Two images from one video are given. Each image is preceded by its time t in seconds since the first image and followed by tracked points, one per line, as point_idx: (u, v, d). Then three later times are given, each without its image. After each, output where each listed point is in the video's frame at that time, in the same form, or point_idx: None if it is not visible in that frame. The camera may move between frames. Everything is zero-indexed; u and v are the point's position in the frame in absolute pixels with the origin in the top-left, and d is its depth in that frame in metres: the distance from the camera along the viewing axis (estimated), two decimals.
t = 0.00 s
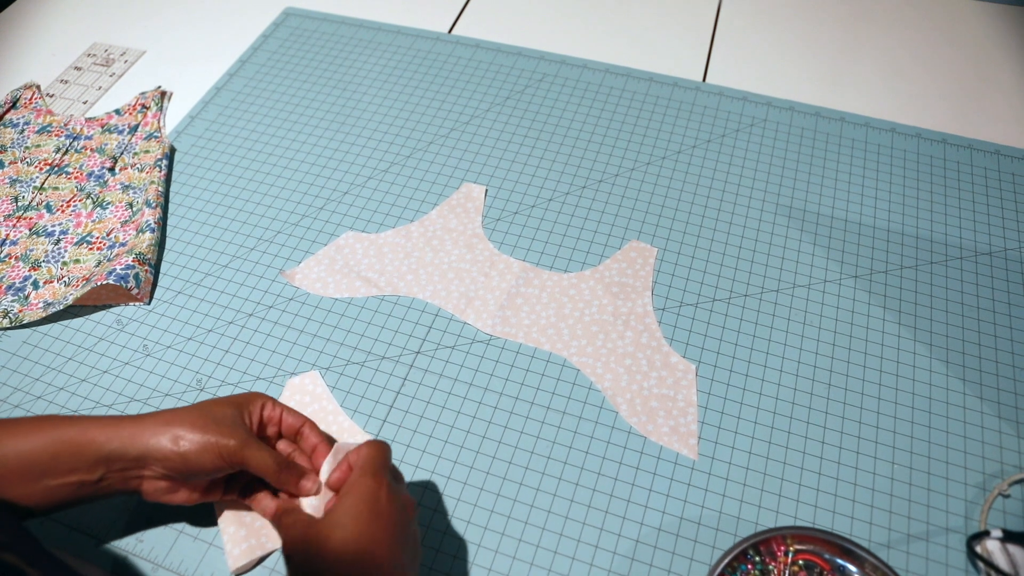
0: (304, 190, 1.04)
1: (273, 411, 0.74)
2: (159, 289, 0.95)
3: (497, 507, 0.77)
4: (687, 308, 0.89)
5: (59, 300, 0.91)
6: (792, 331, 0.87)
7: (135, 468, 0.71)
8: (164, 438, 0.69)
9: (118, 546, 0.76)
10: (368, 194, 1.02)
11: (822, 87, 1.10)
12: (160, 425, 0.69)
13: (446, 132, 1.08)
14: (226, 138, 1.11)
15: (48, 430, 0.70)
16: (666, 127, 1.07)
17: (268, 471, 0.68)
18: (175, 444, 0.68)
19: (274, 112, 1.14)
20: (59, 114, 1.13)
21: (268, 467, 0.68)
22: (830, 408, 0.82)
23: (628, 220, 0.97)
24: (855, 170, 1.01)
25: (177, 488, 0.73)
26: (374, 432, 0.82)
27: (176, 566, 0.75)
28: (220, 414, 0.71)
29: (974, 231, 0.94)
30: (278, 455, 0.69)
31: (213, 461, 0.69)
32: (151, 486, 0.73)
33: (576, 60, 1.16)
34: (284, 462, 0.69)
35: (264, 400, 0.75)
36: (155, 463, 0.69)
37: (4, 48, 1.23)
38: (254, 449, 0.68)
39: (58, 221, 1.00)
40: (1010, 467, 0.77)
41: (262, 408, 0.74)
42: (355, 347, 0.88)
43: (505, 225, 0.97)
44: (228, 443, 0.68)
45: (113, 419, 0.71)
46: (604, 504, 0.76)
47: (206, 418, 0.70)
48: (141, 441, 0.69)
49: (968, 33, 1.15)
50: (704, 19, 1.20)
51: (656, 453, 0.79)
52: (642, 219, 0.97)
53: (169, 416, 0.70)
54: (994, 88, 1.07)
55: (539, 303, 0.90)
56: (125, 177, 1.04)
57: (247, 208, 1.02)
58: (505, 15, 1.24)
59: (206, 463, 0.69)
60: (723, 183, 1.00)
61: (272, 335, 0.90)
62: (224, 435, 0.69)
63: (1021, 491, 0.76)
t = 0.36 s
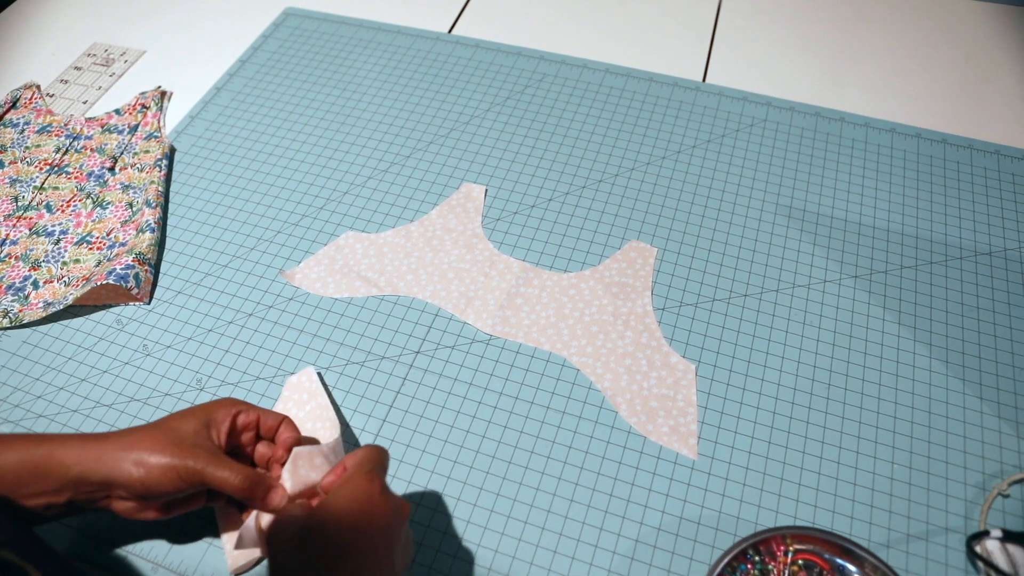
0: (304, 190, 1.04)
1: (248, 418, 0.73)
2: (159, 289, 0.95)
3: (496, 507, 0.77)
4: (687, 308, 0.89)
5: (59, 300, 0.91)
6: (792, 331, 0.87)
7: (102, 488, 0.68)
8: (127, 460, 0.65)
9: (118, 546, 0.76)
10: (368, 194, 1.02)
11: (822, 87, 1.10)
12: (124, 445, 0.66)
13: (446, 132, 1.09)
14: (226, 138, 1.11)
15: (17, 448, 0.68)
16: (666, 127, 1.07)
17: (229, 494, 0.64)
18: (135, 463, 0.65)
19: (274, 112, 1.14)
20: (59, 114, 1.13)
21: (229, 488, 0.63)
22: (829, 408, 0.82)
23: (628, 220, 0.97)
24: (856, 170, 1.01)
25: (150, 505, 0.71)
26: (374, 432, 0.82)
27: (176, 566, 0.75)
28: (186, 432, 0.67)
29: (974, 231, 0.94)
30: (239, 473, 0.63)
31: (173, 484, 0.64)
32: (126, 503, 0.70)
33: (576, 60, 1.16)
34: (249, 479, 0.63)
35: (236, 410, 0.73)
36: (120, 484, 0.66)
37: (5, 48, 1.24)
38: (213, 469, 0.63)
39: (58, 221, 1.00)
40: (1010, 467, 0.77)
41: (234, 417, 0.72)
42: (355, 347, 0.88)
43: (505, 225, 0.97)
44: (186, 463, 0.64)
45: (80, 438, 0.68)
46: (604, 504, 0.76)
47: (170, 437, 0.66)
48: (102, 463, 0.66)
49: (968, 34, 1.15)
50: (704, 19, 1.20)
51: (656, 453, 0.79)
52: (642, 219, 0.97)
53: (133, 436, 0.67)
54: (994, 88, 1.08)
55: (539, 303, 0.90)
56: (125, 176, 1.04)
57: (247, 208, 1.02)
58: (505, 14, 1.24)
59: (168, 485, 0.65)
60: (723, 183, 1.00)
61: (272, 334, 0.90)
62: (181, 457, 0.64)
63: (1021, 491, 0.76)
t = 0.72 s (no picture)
0: (304, 190, 1.04)
1: (256, 412, 0.72)
2: (160, 289, 0.95)
3: (496, 507, 0.77)
4: (687, 308, 0.89)
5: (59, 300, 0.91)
6: (792, 332, 0.87)
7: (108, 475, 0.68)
8: (135, 445, 0.65)
9: (118, 546, 0.76)
10: (368, 194, 1.02)
11: (822, 88, 1.10)
12: (132, 431, 0.66)
13: (446, 132, 1.09)
14: (226, 138, 1.11)
15: (24, 436, 0.68)
16: (666, 127, 1.07)
17: (241, 476, 0.64)
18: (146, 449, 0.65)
19: (274, 112, 1.14)
20: (59, 114, 1.13)
21: (241, 470, 0.64)
22: (830, 408, 0.82)
23: (628, 220, 0.97)
24: (856, 170, 1.01)
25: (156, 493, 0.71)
26: (374, 432, 0.82)
27: (176, 566, 0.75)
28: (195, 417, 0.68)
29: (974, 231, 0.94)
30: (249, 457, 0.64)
31: (182, 468, 0.65)
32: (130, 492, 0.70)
33: (576, 61, 1.16)
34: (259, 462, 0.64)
35: (245, 402, 0.72)
36: (128, 469, 0.66)
37: (4, 48, 1.23)
38: (223, 453, 0.64)
39: (58, 221, 1.00)
40: (1010, 467, 0.77)
41: (243, 411, 0.71)
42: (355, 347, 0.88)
43: (505, 225, 0.97)
44: (195, 448, 0.64)
45: (85, 425, 0.68)
46: (604, 504, 0.76)
47: (178, 423, 0.66)
48: (111, 448, 0.66)
49: (968, 34, 1.15)
50: (704, 19, 1.20)
51: (656, 453, 0.79)
52: (642, 219, 0.97)
53: (141, 423, 0.67)
54: (995, 88, 1.08)
55: (539, 303, 0.90)
56: (125, 177, 1.04)
57: (247, 208, 1.02)
58: (506, 14, 1.23)
59: (177, 470, 0.65)
60: (723, 183, 1.00)
61: (272, 335, 0.90)
62: (190, 441, 0.64)
63: (1021, 491, 0.76)
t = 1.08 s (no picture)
0: (304, 190, 1.04)
1: (277, 422, 0.73)
2: (160, 289, 0.95)
3: (496, 507, 0.77)
4: (687, 308, 0.89)
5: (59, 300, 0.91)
6: (792, 332, 0.87)
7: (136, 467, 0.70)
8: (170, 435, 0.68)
9: (119, 546, 0.76)
10: (368, 194, 1.02)
11: (822, 87, 1.10)
12: (168, 422, 0.70)
13: (446, 132, 1.09)
14: (226, 139, 1.11)
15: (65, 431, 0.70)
16: (666, 127, 1.07)
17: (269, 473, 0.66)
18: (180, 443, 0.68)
19: (274, 112, 1.14)
20: (59, 114, 1.13)
21: (268, 466, 0.65)
22: (830, 408, 0.82)
23: (627, 220, 0.97)
24: (856, 170, 1.01)
25: (180, 492, 0.72)
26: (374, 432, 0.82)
27: (176, 566, 0.75)
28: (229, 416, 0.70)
29: (974, 231, 0.94)
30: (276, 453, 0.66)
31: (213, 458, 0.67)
32: (153, 490, 0.72)
33: (576, 61, 1.16)
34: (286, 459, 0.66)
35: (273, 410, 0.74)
36: (158, 460, 0.69)
37: (4, 48, 1.23)
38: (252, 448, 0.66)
39: (58, 221, 1.00)
40: (1010, 467, 0.77)
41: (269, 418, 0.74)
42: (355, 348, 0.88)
43: (505, 225, 0.97)
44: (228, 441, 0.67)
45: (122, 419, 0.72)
46: (604, 505, 0.76)
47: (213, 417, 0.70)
48: (144, 438, 0.69)
49: (969, 34, 1.15)
50: (704, 19, 1.20)
51: (656, 453, 0.79)
52: (641, 219, 0.97)
53: (178, 416, 0.70)
54: (995, 88, 1.07)
55: (539, 303, 0.90)
56: (125, 177, 1.04)
57: (247, 208, 1.02)
58: (506, 15, 1.23)
59: (208, 460, 0.67)
60: (723, 183, 1.00)
61: (272, 335, 0.90)
62: (226, 434, 0.67)
63: (1021, 491, 0.76)
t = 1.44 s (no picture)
0: (304, 190, 1.04)
1: (282, 420, 0.75)
2: (160, 289, 0.95)
3: (497, 507, 0.77)
4: (687, 308, 0.89)
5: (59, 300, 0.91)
6: (792, 332, 0.87)
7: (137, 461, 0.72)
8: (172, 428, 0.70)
9: (118, 546, 0.76)
10: (368, 194, 1.02)
11: (822, 87, 1.10)
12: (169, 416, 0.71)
13: (446, 132, 1.09)
14: (226, 138, 1.11)
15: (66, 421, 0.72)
16: (666, 127, 1.07)
17: (267, 464, 0.68)
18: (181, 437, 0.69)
19: (274, 112, 1.14)
20: (59, 114, 1.13)
21: (266, 458, 0.67)
22: (829, 408, 0.82)
23: (627, 220, 0.97)
24: (856, 170, 1.01)
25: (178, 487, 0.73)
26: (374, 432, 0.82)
27: (176, 566, 0.75)
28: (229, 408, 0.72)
29: (974, 231, 0.94)
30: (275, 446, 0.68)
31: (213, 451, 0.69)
32: (150, 483, 0.73)
33: (576, 61, 1.16)
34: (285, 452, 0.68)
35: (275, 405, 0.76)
36: (157, 454, 0.71)
37: (4, 48, 1.23)
38: (251, 440, 0.68)
39: (58, 221, 1.00)
40: (1010, 467, 0.77)
41: (270, 414, 0.75)
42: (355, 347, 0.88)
43: (505, 225, 0.97)
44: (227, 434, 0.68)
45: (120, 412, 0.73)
46: (604, 505, 0.76)
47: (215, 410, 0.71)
48: (144, 429, 0.71)
49: (969, 34, 1.15)
50: (704, 19, 1.20)
51: (656, 453, 0.79)
52: (641, 219, 0.97)
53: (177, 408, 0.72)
54: (995, 88, 1.08)
55: (539, 303, 0.90)
56: (125, 177, 1.04)
57: (247, 208, 1.02)
58: (506, 15, 1.23)
59: (206, 451, 0.69)
60: (722, 183, 1.00)
61: (272, 335, 0.90)
62: (225, 426, 0.69)
63: (1021, 491, 0.76)
